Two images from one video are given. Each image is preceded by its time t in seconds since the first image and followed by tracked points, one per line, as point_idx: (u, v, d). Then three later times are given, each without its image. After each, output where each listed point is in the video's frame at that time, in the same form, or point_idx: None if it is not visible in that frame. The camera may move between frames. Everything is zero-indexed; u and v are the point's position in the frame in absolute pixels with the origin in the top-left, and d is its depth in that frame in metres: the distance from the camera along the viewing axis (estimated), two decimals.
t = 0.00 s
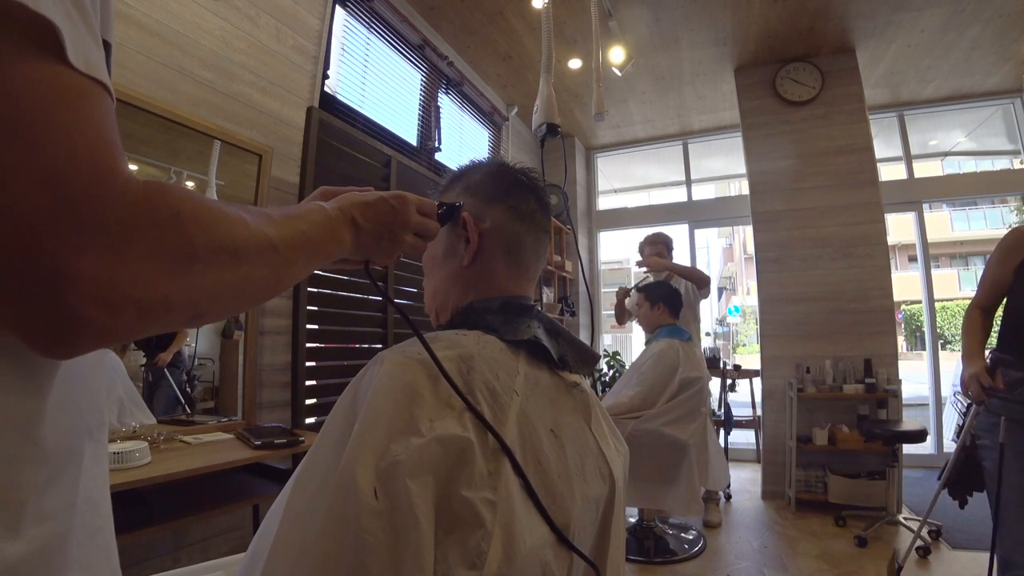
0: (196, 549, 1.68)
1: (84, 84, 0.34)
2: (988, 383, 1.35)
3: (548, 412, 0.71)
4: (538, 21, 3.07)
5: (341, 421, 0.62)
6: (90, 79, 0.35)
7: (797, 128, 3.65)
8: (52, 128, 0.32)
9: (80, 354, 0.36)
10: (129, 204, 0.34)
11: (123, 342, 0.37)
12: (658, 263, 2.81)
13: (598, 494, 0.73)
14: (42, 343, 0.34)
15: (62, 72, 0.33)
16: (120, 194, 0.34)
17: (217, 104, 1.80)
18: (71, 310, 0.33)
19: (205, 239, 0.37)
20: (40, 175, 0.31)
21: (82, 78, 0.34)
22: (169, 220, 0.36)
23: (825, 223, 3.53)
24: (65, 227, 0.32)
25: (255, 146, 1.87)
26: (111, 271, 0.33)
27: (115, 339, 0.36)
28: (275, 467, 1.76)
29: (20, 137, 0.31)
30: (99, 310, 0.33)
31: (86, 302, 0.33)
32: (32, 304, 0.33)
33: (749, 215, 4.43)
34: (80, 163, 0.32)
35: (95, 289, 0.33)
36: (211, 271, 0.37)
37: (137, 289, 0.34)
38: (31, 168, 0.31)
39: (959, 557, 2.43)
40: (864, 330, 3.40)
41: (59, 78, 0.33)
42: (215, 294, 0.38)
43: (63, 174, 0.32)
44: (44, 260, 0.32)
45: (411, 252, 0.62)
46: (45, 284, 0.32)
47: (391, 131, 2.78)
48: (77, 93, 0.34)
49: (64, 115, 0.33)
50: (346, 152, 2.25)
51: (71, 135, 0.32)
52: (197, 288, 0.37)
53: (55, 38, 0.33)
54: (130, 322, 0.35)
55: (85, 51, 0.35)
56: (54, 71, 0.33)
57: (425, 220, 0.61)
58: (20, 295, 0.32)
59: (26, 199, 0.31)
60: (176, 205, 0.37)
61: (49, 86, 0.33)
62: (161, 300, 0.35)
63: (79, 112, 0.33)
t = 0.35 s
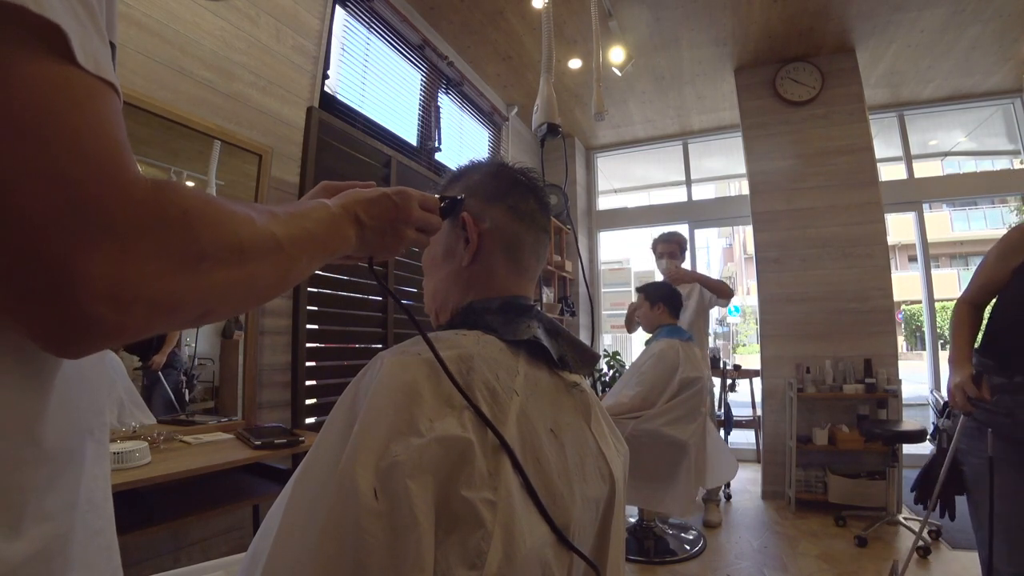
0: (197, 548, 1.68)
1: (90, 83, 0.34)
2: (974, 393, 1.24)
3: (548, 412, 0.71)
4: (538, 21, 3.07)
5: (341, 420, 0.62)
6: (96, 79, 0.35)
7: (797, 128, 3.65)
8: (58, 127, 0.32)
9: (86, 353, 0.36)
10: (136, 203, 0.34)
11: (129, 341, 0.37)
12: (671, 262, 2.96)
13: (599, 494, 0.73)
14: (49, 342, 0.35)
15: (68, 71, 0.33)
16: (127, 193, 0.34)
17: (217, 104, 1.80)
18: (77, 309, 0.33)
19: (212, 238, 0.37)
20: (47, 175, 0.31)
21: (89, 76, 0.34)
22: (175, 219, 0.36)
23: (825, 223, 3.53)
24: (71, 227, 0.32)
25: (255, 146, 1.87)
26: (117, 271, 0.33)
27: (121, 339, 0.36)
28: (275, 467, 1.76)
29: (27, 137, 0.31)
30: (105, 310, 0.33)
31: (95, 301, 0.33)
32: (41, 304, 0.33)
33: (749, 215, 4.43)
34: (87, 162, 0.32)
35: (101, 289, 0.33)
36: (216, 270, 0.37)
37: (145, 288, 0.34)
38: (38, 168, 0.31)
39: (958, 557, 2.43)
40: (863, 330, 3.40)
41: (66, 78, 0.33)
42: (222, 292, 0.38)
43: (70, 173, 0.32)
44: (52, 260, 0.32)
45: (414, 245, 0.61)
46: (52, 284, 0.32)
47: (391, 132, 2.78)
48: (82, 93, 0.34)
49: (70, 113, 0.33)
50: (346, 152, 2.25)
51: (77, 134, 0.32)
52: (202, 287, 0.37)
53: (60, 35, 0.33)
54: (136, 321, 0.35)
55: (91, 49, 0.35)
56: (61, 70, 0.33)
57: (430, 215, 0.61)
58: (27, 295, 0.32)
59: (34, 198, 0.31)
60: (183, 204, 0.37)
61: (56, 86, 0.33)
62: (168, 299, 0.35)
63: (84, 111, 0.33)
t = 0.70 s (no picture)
0: (197, 549, 1.68)
1: (84, 87, 0.34)
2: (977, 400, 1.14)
3: (548, 412, 0.71)
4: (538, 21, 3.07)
5: (341, 420, 0.62)
6: (90, 83, 0.35)
7: (797, 128, 3.65)
8: (54, 132, 0.32)
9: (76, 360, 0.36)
10: (130, 210, 0.34)
11: (120, 348, 0.37)
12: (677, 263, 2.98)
13: (599, 493, 0.73)
14: (37, 348, 0.34)
15: (60, 76, 0.33)
16: (121, 199, 0.34)
17: (217, 104, 1.80)
18: (67, 316, 0.33)
19: (206, 245, 0.37)
20: (41, 179, 0.31)
21: (83, 81, 0.34)
22: (169, 226, 0.36)
23: (825, 223, 3.53)
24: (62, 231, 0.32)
25: (255, 146, 1.87)
26: (109, 277, 0.33)
27: (112, 346, 0.36)
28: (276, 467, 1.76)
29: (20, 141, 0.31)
30: (95, 317, 0.33)
31: (84, 308, 0.33)
32: (29, 310, 0.33)
33: (749, 215, 4.43)
34: (78, 168, 0.32)
35: (92, 294, 0.33)
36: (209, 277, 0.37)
37: (136, 295, 0.34)
38: (33, 173, 0.31)
39: (958, 558, 2.43)
40: (863, 330, 3.40)
41: (62, 82, 0.33)
42: (214, 300, 0.38)
43: (61, 178, 0.32)
44: (42, 265, 0.32)
45: (410, 257, 0.62)
46: (42, 289, 0.32)
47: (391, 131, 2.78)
48: (79, 98, 0.34)
49: (62, 118, 0.33)
50: (346, 152, 2.25)
51: (70, 138, 0.32)
52: (194, 295, 0.37)
53: (53, 39, 0.33)
54: (127, 329, 0.35)
55: (84, 51, 0.35)
56: (52, 75, 0.33)
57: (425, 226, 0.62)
58: (16, 300, 0.32)
59: (23, 203, 0.31)
60: (176, 210, 0.37)
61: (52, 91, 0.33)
62: (159, 306, 0.35)
63: (78, 116, 0.33)
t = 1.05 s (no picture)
0: (197, 549, 1.68)
1: (87, 84, 0.34)
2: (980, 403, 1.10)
3: (548, 412, 0.71)
4: (538, 21, 3.07)
5: (341, 421, 0.62)
6: (92, 79, 0.35)
7: (797, 128, 3.65)
8: (57, 129, 0.32)
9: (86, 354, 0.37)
10: (135, 204, 0.34)
11: (130, 341, 0.37)
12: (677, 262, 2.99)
13: (598, 494, 0.73)
14: (46, 343, 0.34)
15: (60, 72, 0.33)
16: (126, 193, 0.34)
17: (217, 104, 1.80)
18: (76, 310, 0.33)
19: (210, 238, 0.37)
20: (45, 174, 0.31)
21: (85, 77, 0.34)
22: (175, 220, 0.36)
23: (825, 223, 3.53)
24: (69, 228, 0.32)
25: (255, 146, 1.87)
26: (116, 271, 0.33)
27: (122, 339, 0.36)
28: (276, 467, 1.76)
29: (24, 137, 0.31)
30: (105, 311, 0.33)
31: (90, 302, 0.33)
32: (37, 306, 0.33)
33: (749, 215, 4.43)
34: (81, 163, 0.32)
35: (101, 288, 0.33)
36: (216, 269, 0.37)
37: (143, 289, 0.34)
38: (37, 170, 0.31)
39: (958, 557, 2.43)
40: (863, 330, 3.40)
41: (64, 78, 0.33)
42: (220, 292, 0.38)
43: (65, 174, 0.32)
44: (50, 261, 0.32)
45: (416, 245, 0.61)
46: (51, 285, 0.32)
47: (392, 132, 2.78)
48: (81, 95, 0.34)
49: (64, 115, 0.33)
50: (346, 152, 2.25)
51: (73, 135, 0.32)
52: (202, 288, 0.37)
53: (54, 37, 0.33)
54: (137, 322, 0.35)
55: (86, 50, 0.35)
56: (53, 72, 0.33)
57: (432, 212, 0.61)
58: (27, 296, 0.33)
59: (27, 200, 0.31)
60: (180, 204, 0.37)
61: (54, 87, 0.33)
62: (166, 298, 0.35)
63: (80, 112, 0.33)
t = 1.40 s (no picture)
0: (197, 549, 1.68)
1: (83, 90, 0.34)
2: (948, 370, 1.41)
3: (548, 412, 0.71)
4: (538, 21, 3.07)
5: (341, 421, 0.62)
6: (89, 86, 0.35)
7: (797, 128, 3.65)
8: (54, 135, 0.32)
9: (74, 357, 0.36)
10: (133, 212, 0.34)
11: (119, 347, 0.37)
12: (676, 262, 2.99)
13: (599, 494, 0.73)
14: (37, 346, 0.34)
15: (58, 77, 0.33)
16: (124, 200, 0.34)
17: (217, 104, 1.80)
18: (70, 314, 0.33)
19: (204, 248, 0.37)
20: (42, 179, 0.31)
21: (80, 81, 0.34)
22: (171, 229, 0.36)
23: (825, 223, 3.53)
24: (65, 232, 0.32)
25: (255, 146, 1.87)
26: (111, 277, 0.33)
27: (111, 344, 0.36)
28: (275, 467, 1.76)
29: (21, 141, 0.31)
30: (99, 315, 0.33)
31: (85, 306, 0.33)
32: (30, 309, 0.33)
33: (749, 215, 4.42)
34: (78, 168, 0.32)
35: (96, 294, 0.33)
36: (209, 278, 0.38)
37: (137, 296, 0.34)
38: (35, 174, 0.31)
39: (959, 558, 2.43)
40: (863, 330, 3.40)
41: (61, 84, 0.33)
42: (212, 300, 0.38)
43: (63, 180, 0.32)
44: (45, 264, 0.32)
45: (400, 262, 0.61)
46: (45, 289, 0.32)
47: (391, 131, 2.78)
48: (79, 102, 0.34)
49: (61, 120, 0.33)
50: (346, 152, 2.25)
51: (71, 141, 0.32)
52: (195, 296, 0.37)
53: (50, 41, 0.33)
54: (129, 327, 0.35)
55: (83, 57, 0.35)
56: (50, 77, 0.33)
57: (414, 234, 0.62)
58: (18, 298, 0.32)
59: (21, 204, 0.31)
60: (175, 213, 0.37)
61: (53, 93, 0.33)
62: (159, 305, 0.35)
63: (77, 119, 0.33)
